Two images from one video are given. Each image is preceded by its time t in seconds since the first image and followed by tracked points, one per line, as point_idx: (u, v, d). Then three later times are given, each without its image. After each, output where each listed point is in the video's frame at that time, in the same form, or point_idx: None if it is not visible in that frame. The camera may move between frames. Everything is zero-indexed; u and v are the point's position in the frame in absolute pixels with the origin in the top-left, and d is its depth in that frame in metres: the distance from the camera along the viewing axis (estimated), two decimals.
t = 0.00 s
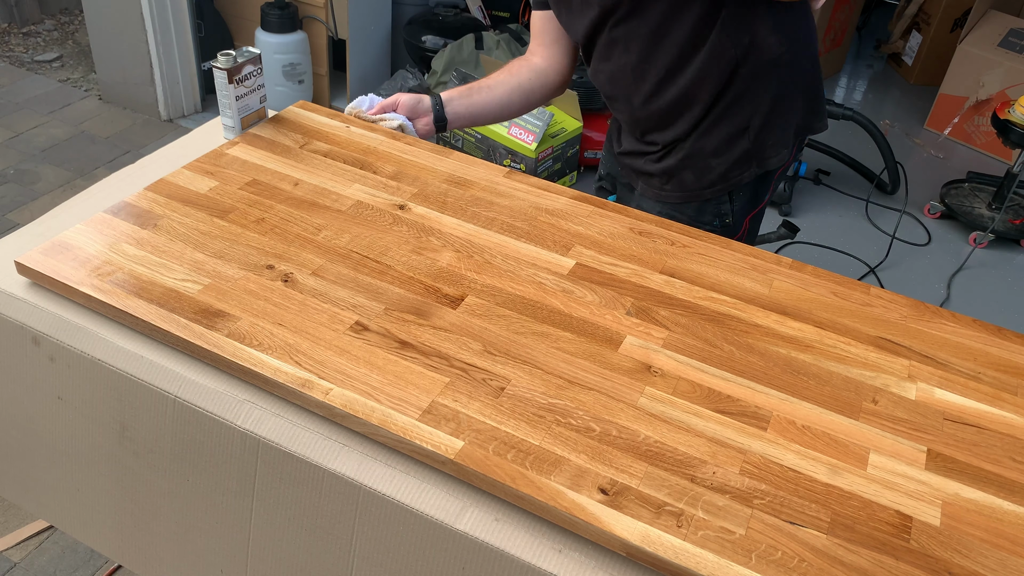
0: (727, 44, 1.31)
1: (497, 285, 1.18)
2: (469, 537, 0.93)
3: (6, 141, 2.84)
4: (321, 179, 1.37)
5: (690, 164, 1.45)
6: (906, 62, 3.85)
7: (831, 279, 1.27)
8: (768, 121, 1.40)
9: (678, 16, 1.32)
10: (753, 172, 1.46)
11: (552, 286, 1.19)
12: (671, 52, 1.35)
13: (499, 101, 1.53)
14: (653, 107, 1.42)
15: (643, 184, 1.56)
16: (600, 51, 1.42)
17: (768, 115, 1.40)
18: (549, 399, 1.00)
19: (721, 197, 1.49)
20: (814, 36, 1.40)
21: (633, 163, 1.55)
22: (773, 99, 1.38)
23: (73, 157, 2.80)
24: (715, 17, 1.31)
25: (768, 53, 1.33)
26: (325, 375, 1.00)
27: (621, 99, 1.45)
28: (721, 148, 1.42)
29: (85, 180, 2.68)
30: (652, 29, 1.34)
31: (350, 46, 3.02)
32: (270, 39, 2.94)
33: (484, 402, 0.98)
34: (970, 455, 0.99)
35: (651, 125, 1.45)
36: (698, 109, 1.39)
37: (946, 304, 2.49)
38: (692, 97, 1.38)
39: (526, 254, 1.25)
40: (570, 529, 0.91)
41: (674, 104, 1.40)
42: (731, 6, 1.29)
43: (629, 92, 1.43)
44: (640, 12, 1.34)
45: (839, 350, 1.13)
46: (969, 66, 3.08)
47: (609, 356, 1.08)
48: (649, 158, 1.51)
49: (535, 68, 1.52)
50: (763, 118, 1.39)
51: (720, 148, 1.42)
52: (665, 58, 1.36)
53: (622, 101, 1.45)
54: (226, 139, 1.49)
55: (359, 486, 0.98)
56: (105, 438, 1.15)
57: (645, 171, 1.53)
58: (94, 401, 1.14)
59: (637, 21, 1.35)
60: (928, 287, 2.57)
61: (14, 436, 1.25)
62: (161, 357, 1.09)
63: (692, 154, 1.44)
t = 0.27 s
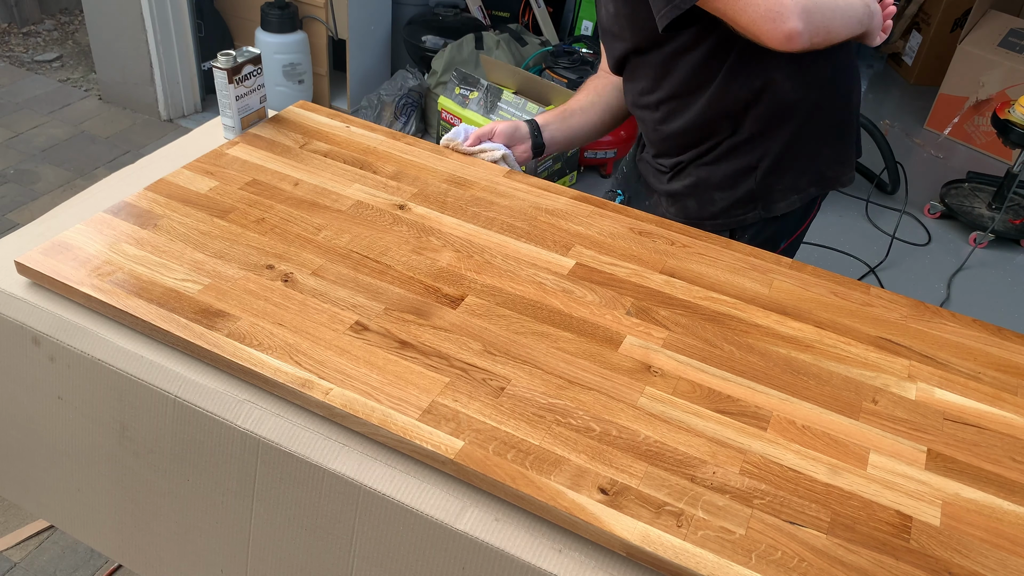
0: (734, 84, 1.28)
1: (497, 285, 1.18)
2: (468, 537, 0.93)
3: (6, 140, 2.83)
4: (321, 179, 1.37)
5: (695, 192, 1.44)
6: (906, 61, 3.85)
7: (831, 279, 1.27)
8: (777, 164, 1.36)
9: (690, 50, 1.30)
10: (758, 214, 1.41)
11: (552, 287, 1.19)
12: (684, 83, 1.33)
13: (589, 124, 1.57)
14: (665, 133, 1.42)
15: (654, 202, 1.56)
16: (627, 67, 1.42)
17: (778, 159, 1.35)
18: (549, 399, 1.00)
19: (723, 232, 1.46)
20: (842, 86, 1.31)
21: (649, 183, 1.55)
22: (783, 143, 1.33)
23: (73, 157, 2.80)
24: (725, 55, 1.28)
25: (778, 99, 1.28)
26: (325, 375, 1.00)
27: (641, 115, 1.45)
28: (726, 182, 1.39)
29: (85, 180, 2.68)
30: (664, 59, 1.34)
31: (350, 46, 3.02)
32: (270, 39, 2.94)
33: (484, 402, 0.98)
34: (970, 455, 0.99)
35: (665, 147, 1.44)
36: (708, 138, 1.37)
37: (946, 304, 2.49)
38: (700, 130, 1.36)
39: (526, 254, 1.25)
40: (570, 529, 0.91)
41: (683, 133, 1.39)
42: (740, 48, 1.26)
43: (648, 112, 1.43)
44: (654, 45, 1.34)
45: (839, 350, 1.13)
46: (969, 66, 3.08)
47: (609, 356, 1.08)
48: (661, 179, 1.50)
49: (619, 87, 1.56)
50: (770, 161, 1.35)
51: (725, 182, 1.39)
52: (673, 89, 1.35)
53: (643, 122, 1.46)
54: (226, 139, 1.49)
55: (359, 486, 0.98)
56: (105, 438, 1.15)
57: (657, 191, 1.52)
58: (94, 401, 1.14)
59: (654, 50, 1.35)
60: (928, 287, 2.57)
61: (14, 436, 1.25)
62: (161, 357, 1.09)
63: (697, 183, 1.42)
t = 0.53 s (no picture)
0: (788, 71, 1.28)
1: (497, 285, 1.18)
2: (468, 537, 0.93)
3: (6, 141, 2.84)
4: (321, 180, 1.37)
5: (743, 178, 1.42)
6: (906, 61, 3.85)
7: (831, 279, 1.27)
8: (827, 148, 1.35)
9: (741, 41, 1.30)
10: (806, 197, 1.40)
11: (552, 287, 1.19)
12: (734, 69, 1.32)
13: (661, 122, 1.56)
14: (712, 124, 1.41)
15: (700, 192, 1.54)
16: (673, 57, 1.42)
17: (829, 142, 1.34)
18: (549, 400, 1.00)
19: (768, 216, 1.44)
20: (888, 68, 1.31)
21: (695, 173, 1.54)
22: (833, 128, 1.33)
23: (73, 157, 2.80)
24: (778, 44, 1.28)
25: (830, 82, 1.28)
26: (325, 375, 1.00)
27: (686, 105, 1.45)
28: (775, 167, 1.38)
29: (85, 180, 2.68)
30: (716, 50, 1.33)
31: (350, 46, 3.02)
32: (270, 39, 2.94)
33: (484, 402, 0.98)
34: (970, 455, 0.99)
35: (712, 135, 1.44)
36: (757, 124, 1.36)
37: (946, 304, 2.49)
38: (750, 118, 1.35)
39: (526, 254, 1.25)
40: (570, 529, 0.91)
41: (731, 123, 1.38)
42: (793, 35, 1.25)
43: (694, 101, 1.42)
44: (703, 39, 1.33)
45: (839, 351, 1.13)
46: (969, 66, 3.08)
47: (609, 356, 1.08)
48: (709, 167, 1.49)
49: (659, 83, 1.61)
50: (820, 144, 1.34)
51: (774, 167, 1.38)
52: (724, 80, 1.35)
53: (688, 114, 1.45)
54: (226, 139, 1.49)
55: (359, 486, 0.98)
56: (104, 439, 1.15)
57: (705, 180, 1.51)
58: (94, 402, 1.14)
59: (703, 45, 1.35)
60: (928, 287, 2.57)
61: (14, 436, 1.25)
62: (161, 357, 1.09)
63: (747, 169, 1.41)
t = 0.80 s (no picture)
0: (862, 64, 1.28)
1: (497, 285, 1.18)
2: (469, 537, 0.93)
3: (6, 140, 2.84)
4: (321, 179, 1.37)
5: (807, 181, 1.42)
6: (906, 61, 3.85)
7: (832, 279, 1.27)
8: (892, 143, 1.37)
9: (814, 39, 1.30)
10: (872, 195, 1.42)
11: (552, 286, 1.19)
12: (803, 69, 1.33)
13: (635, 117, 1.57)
14: (775, 127, 1.41)
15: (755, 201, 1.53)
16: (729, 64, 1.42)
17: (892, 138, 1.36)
18: (549, 399, 1.00)
19: (836, 219, 1.44)
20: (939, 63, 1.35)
21: (748, 182, 1.53)
22: (899, 122, 1.34)
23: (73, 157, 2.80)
24: (852, 39, 1.29)
25: (899, 78, 1.29)
26: (326, 375, 1.00)
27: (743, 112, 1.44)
28: (842, 167, 1.38)
29: (85, 180, 2.68)
30: (783, 50, 1.33)
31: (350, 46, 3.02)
32: (270, 39, 2.94)
33: (484, 402, 0.98)
34: (970, 455, 0.99)
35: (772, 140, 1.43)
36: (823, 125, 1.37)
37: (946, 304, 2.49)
38: (819, 117, 1.36)
39: (526, 254, 1.25)
40: (570, 529, 0.91)
41: (800, 122, 1.38)
42: (868, 31, 1.27)
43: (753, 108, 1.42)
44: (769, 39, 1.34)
45: (839, 351, 1.13)
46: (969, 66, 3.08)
47: (609, 356, 1.08)
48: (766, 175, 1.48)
49: (660, 79, 1.56)
50: (887, 139, 1.36)
51: (841, 167, 1.39)
52: (790, 81, 1.34)
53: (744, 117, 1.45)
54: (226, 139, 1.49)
55: (359, 486, 0.98)
56: (104, 439, 1.15)
57: (762, 188, 1.50)
58: (94, 401, 1.14)
59: (768, 48, 1.35)
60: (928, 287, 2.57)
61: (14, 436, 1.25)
62: (161, 357, 1.09)
63: (812, 173, 1.41)
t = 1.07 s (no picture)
0: (961, 121, 1.13)
1: (497, 285, 1.18)
2: (469, 537, 0.93)
3: (6, 140, 2.83)
4: (321, 179, 1.37)
5: (880, 233, 1.31)
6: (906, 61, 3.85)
7: (832, 279, 1.27)
8: (976, 200, 1.24)
9: (912, 91, 1.17)
10: (948, 250, 1.29)
11: (552, 286, 1.19)
12: (896, 117, 1.19)
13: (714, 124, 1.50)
14: (853, 172, 1.29)
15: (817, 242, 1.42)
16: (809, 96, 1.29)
17: (979, 193, 1.23)
18: (549, 399, 1.00)
19: (907, 270, 1.34)
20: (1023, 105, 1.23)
21: (811, 223, 1.42)
22: (988, 176, 1.22)
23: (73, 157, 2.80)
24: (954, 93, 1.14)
25: (994, 133, 1.16)
26: (326, 375, 1.00)
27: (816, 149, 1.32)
28: (919, 221, 1.27)
29: (85, 180, 2.68)
30: (877, 88, 1.19)
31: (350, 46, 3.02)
32: (270, 39, 2.94)
33: (484, 402, 0.98)
34: (970, 454, 0.99)
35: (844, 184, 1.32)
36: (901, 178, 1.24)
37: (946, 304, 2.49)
38: (904, 171, 1.23)
39: (526, 254, 1.25)
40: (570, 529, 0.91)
41: (878, 171, 1.26)
42: (984, 76, 1.09)
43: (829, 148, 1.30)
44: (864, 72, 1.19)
45: (839, 351, 1.13)
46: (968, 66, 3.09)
47: (609, 356, 1.08)
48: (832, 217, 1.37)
49: (742, 85, 1.50)
50: (971, 195, 1.23)
51: (917, 222, 1.27)
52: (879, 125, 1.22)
53: (819, 158, 1.32)
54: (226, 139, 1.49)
55: (359, 486, 0.98)
56: (105, 438, 1.15)
57: (827, 231, 1.39)
58: (94, 401, 1.14)
59: (858, 87, 1.22)
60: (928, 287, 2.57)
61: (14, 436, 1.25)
62: (160, 356, 1.09)
63: (884, 223, 1.30)
